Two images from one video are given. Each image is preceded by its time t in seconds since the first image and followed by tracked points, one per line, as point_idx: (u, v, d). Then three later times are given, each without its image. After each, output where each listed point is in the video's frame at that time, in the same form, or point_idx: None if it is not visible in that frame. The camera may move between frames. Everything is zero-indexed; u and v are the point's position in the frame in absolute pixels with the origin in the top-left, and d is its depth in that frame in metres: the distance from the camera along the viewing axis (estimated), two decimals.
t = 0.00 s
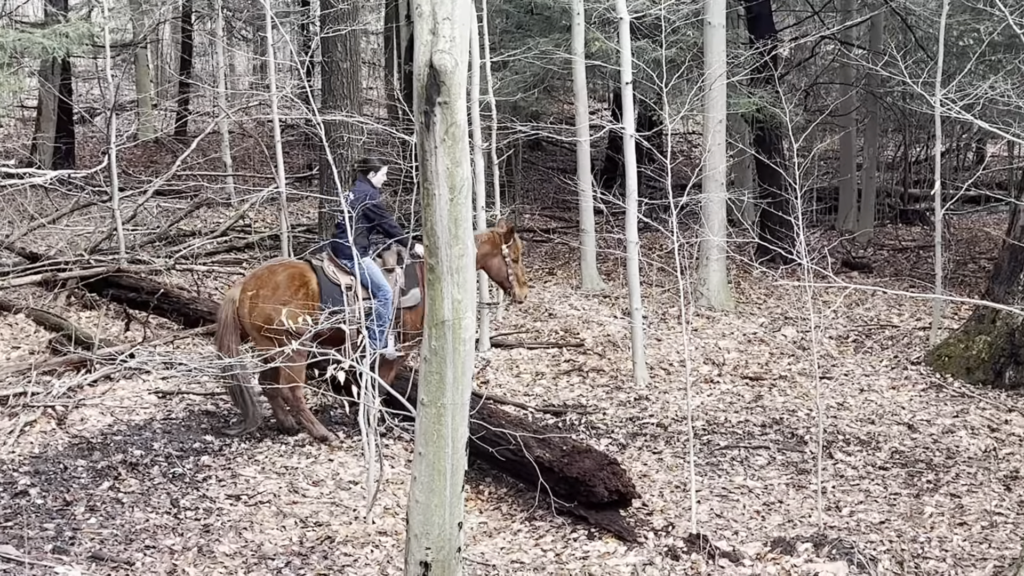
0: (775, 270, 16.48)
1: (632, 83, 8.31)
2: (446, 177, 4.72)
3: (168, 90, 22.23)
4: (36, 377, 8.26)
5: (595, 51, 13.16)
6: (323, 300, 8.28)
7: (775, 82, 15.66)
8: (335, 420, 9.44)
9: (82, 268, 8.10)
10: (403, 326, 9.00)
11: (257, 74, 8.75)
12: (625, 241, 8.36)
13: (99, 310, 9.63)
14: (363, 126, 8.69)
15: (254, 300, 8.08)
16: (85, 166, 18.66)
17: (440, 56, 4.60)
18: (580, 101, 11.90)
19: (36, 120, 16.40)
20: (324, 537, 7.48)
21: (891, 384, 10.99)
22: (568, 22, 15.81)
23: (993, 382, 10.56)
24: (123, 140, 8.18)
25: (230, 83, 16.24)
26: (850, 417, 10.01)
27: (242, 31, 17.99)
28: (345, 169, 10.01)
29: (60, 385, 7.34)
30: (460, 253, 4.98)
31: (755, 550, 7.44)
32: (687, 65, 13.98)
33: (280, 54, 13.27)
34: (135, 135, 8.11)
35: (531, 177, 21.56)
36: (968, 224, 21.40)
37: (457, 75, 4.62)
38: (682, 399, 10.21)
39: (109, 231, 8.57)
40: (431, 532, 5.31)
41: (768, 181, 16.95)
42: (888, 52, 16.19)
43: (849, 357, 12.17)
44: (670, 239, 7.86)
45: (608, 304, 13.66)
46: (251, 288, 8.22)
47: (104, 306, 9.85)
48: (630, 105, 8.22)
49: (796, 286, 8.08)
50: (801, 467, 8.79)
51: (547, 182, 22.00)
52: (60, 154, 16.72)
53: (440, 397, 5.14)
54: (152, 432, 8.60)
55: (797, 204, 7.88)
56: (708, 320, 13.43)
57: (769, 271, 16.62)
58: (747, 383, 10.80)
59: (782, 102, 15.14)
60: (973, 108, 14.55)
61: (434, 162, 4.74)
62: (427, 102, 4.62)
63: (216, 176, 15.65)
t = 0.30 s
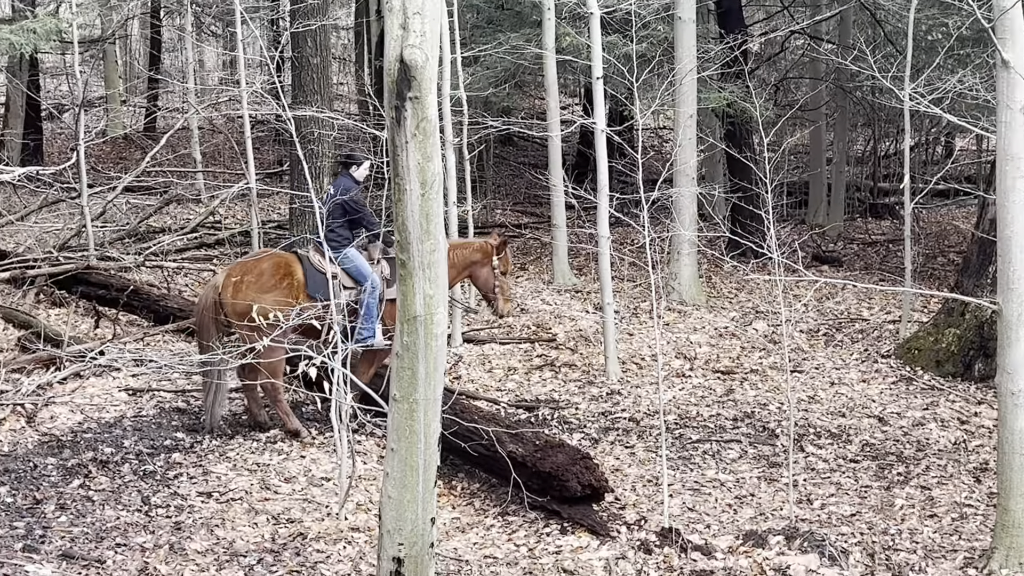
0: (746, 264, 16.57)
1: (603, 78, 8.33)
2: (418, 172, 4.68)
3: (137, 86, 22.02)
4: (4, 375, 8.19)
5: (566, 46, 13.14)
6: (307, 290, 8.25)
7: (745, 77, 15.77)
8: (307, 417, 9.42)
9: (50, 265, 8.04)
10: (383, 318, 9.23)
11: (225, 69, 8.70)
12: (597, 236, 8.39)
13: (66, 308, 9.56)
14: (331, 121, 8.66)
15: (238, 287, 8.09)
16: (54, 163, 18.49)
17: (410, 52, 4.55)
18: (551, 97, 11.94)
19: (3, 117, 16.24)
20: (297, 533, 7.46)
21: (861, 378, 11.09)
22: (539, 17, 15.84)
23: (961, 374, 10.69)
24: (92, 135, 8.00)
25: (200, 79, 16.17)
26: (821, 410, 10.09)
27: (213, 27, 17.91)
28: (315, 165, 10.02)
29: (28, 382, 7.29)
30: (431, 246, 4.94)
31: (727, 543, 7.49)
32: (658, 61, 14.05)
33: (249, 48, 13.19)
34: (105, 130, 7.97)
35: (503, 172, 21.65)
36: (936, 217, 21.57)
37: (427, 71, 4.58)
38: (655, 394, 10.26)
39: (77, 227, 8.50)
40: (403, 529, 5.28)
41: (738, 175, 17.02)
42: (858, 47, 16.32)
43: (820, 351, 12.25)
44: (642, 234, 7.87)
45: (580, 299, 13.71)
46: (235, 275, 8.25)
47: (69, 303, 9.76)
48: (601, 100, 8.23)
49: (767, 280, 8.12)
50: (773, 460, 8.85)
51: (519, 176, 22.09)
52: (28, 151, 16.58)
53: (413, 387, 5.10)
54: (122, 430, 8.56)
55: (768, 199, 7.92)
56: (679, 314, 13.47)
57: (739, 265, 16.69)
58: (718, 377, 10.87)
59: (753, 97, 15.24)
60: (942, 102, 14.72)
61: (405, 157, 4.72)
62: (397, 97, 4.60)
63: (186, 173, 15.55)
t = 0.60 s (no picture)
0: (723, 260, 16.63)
1: (579, 74, 8.34)
2: (394, 169, 4.66)
3: (113, 83, 21.86)
4: None
5: (544, 42, 13.14)
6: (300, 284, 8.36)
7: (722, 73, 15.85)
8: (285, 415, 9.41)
9: (26, 264, 8.01)
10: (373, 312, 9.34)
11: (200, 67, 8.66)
12: (574, 232, 8.40)
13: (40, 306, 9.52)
14: (308, 117, 8.72)
15: (232, 279, 8.18)
16: (29, 162, 18.35)
17: (387, 49, 4.52)
18: (529, 93, 11.97)
19: None
20: (275, 531, 7.45)
21: (838, 372, 11.16)
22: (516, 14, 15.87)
23: (937, 368, 10.77)
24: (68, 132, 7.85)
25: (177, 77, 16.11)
26: (798, 405, 10.15)
27: (190, 24, 17.84)
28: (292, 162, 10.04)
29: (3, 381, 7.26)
30: (409, 242, 4.91)
31: (705, 539, 7.53)
32: (634, 57, 14.10)
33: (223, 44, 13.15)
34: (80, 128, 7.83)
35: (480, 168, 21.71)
36: (912, 212, 21.71)
37: (403, 68, 4.55)
38: (633, 389, 10.31)
39: (53, 226, 8.42)
40: (381, 525, 5.26)
41: (716, 171, 17.09)
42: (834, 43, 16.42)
43: (797, 346, 12.32)
44: (619, 230, 7.87)
45: (558, 295, 13.74)
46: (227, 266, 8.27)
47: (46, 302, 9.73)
48: (577, 96, 8.25)
49: (743, 275, 8.14)
50: (750, 455, 8.90)
51: (497, 173, 22.14)
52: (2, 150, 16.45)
53: (391, 383, 5.07)
54: (99, 428, 8.54)
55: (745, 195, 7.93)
56: (657, 310, 13.51)
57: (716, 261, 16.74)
58: (696, 372, 10.91)
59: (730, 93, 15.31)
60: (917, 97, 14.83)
61: (382, 154, 4.69)
62: (374, 95, 4.58)
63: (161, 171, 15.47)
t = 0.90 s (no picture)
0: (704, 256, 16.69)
1: (561, 71, 8.35)
2: (375, 165, 4.61)
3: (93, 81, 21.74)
4: None
5: (525, 40, 13.15)
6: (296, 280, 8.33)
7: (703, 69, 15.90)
8: (268, 413, 9.40)
9: (5, 262, 7.98)
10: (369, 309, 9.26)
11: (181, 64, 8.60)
12: (556, 229, 8.42)
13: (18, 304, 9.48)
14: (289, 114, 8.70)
15: (226, 272, 8.14)
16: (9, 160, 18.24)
17: (367, 45, 4.49)
18: (510, 90, 11.99)
19: None
20: (257, 529, 7.44)
21: (820, 368, 11.23)
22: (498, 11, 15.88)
23: (918, 363, 10.85)
24: (48, 131, 7.72)
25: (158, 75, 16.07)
26: (780, 401, 10.21)
27: (171, 22, 17.80)
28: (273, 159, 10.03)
29: None
30: (389, 240, 4.87)
31: (687, 534, 7.56)
32: (615, 53, 14.14)
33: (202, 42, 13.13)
34: (61, 127, 7.70)
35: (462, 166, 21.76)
36: (893, 208, 21.86)
37: (384, 64, 4.52)
38: (615, 386, 10.35)
39: (31, 225, 8.31)
40: (363, 525, 5.18)
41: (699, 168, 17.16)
42: (815, 40, 16.50)
43: (779, 342, 12.38)
44: (601, 226, 7.89)
45: (541, 292, 13.76)
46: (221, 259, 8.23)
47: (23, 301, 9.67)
48: (558, 93, 8.25)
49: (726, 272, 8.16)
50: (732, 451, 8.94)
51: (480, 171, 22.18)
52: None
53: (372, 381, 5.02)
54: (80, 427, 8.51)
55: (726, 191, 7.95)
56: (640, 306, 13.54)
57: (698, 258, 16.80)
58: (678, 368, 10.96)
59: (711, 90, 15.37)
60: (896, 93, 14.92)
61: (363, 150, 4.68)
62: (354, 92, 4.57)
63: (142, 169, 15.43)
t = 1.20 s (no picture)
0: (692, 254, 16.72)
1: (547, 68, 8.35)
2: (361, 164, 4.61)
3: (80, 79, 21.63)
4: None
5: (511, 37, 13.14)
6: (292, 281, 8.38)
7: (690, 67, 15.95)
8: (255, 412, 9.38)
9: None
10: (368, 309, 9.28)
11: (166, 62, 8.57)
12: (543, 226, 8.42)
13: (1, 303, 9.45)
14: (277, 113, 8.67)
15: (225, 274, 8.20)
16: None
17: (351, 44, 4.48)
18: (497, 88, 12.01)
19: None
20: (244, 528, 7.43)
21: (807, 364, 11.26)
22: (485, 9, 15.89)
23: (904, 359, 10.89)
24: (33, 128, 7.61)
25: (144, 74, 16.02)
26: (767, 397, 10.24)
27: (157, 20, 17.74)
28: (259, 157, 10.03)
29: None
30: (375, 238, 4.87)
31: (674, 531, 7.58)
32: (602, 51, 14.17)
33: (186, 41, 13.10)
34: (46, 125, 7.61)
35: (450, 163, 21.79)
36: (881, 205, 21.96)
37: (369, 63, 4.52)
38: (602, 383, 10.37)
39: (15, 225, 8.20)
40: (349, 522, 5.20)
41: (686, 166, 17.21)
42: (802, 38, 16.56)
43: (766, 339, 12.41)
44: (588, 224, 7.89)
45: (529, 290, 13.78)
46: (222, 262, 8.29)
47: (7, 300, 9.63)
48: (545, 92, 8.24)
49: (712, 269, 8.18)
50: (719, 448, 8.96)
51: (468, 169, 22.22)
52: None
53: (359, 379, 5.03)
54: (66, 427, 8.49)
55: (712, 188, 7.97)
56: (627, 304, 13.55)
57: (683, 255, 16.82)
58: (665, 365, 10.97)
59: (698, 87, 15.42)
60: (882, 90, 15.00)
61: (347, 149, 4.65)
62: (338, 90, 4.55)
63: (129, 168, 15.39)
